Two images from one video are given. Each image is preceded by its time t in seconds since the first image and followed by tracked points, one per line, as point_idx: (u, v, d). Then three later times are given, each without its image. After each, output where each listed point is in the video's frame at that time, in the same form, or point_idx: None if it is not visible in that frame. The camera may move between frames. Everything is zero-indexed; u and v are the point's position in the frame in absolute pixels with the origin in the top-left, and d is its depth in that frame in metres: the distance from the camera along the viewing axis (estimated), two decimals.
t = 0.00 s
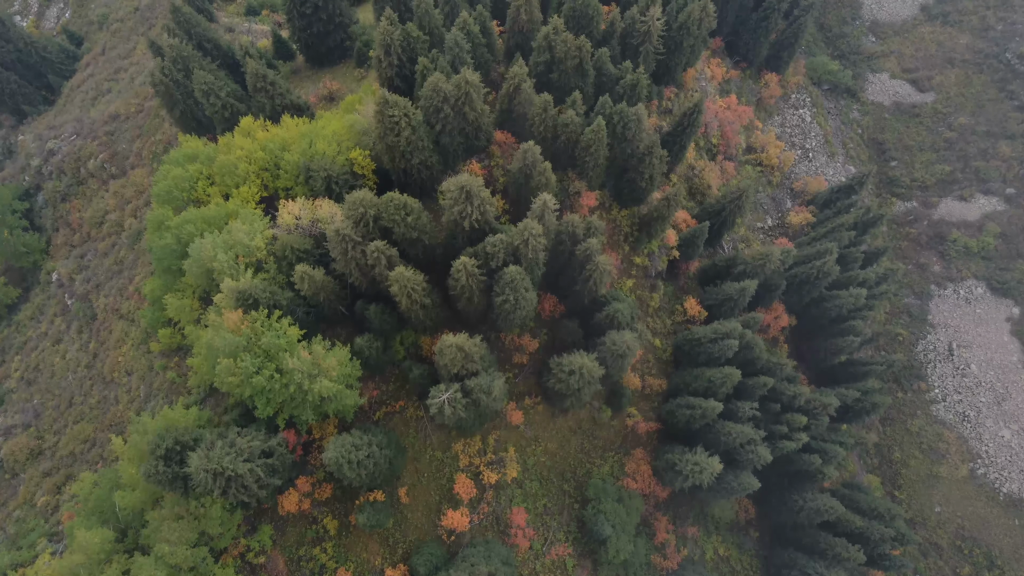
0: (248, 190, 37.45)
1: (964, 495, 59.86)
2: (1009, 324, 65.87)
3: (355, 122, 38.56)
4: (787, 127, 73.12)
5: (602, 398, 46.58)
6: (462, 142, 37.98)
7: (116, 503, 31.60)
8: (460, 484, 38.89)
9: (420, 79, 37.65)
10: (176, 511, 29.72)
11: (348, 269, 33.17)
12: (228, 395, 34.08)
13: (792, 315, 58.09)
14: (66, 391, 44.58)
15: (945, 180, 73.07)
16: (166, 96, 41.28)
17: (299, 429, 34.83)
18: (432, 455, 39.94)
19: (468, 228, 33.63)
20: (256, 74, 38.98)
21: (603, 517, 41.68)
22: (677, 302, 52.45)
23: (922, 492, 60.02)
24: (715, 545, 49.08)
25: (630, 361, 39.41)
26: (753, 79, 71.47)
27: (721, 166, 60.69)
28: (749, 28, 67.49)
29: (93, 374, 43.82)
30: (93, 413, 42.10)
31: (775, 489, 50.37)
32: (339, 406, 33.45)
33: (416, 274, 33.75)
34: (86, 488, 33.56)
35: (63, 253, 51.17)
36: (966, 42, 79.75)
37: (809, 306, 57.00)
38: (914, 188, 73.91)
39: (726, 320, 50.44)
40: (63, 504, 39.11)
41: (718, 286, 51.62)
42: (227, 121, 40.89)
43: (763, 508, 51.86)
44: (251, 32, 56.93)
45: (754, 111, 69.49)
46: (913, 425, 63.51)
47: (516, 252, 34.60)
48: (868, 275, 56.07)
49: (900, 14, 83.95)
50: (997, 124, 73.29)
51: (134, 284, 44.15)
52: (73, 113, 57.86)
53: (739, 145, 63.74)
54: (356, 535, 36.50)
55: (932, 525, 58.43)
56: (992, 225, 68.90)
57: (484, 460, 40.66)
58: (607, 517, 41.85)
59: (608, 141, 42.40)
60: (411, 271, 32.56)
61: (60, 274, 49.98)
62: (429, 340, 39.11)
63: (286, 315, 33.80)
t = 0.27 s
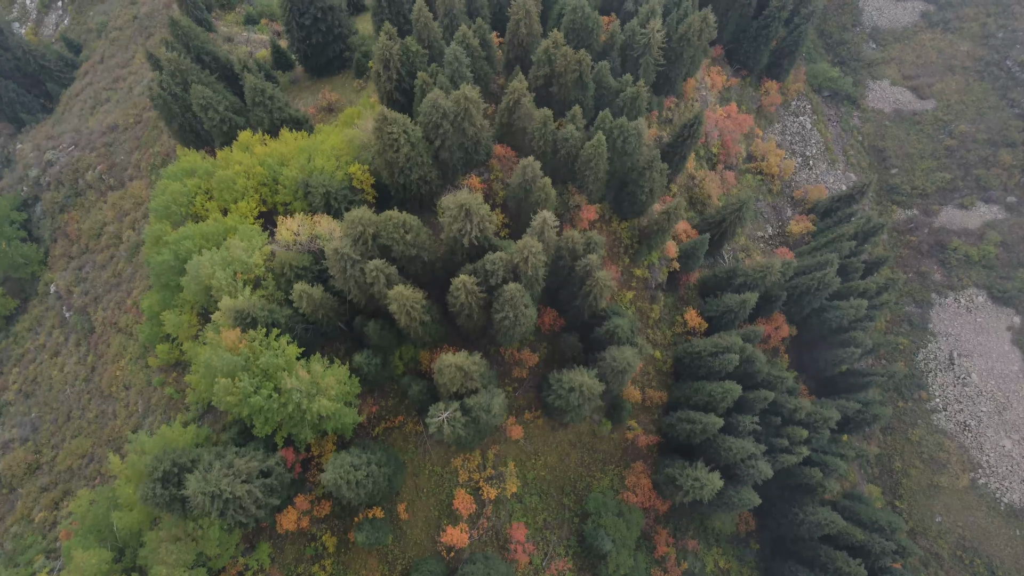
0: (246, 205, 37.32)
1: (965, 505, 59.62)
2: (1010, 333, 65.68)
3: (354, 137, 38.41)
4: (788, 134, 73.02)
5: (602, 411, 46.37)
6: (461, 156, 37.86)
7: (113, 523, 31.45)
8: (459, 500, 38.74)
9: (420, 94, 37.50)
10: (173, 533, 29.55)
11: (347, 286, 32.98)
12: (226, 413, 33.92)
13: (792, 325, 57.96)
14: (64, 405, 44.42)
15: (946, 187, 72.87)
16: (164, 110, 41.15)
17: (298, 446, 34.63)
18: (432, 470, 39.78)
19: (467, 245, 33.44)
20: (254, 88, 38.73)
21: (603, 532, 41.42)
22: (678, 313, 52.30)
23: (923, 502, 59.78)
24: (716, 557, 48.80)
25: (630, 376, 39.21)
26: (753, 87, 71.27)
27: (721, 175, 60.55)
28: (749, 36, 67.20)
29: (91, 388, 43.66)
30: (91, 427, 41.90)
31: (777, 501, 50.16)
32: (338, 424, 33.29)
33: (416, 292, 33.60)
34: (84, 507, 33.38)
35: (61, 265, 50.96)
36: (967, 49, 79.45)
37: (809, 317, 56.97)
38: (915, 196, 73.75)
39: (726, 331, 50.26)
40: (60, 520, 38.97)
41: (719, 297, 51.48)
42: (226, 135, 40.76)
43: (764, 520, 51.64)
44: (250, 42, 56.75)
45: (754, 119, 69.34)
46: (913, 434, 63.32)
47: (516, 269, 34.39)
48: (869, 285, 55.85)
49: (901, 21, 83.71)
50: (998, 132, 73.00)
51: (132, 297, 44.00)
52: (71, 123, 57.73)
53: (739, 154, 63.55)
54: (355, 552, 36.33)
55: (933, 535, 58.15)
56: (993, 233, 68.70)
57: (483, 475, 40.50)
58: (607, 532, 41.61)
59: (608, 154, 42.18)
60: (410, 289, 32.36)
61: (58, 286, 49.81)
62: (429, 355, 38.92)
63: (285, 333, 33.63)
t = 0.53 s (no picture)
0: (245, 221, 37.16)
1: (966, 515, 59.38)
2: (1012, 342, 65.47)
3: (353, 151, 38.22)
4: (789, 142, 72.83)
5: (602, 424, 46.11)
6: (460, 172, 37.68)
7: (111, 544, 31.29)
8: (459, 516, 38.56)
9: (419, 108, 37.28)
10: (171, 555, 29.37)
11: (346, 305, 32.77)
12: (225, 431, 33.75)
13: (793, 335, 57.80)
14: (62, 419, 44.24)
15: (947, 196, 72.67)
16: (162, 123, 41.00)
17: (297, 464, 34.43)
18: (431, 486, 39.58)
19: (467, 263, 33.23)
20: (253, 103, 38.50)
21: (603, 547, 41.11)
22: (678, 324, 52.12)
23: (924, 512, 59.52)
24: (717, 570, 48.25)
25: (631, 392, 38.98)
26: (754, 95, 71.05)
27: (722, 185, 60.37)
28: (750, 44, 66.89)
29: (89, 403, 43.47)
30: (89, 442, 41.72)
31: (777, 513, 49.81)
32: (337, 442, 33.08)
33: (415, 310, 33.40)
34: (81, 526, 33.23)
35: (59, 277, 50.79)
36: (968, 56, 79.13)
37: (810, 328, 56.84)
38: (916, 204, 73.59)
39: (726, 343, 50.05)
40: (59, 536, 38.82)
41: (720, 309, 51.36)
42: (225, 149, 40.60)
43: (764, 532, 51.38)
44: (249, 52, 56.54)
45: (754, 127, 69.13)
46: (914, 443, 63.11)
47: (516, 286, 34.16)
48: (870, 296, 55.60)
49: (902, 27, 83.27)
50: (999, 140, 72.71)
51: (130, 311, 43.82)
52: (70, 133, 57.56)
53: (740, 163, 63.35)
54: (354, 569, 36.14)
55: (934, 546, 57.83)
56: (994, 242, 68.49)
57: (483, 490, 40.32)
58: (607, 547, 41.28)
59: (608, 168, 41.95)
60: (409, 308, 32.14)
61: (56, 298, 49.63)
62: (428, 370, 38.70)
63: (283, 351, 33.44)
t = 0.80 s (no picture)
0: (243, 235, 37.05)
1: (966, 525, 58.99)
2: (1013, 350, 65.26)
3: (352, 164, 38.07)
4: (789, 148, 72.70)
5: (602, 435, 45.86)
6: (460, 185, 37.52)
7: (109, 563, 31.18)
8: (459, 529, 38.45)
9: (418, 122, 37.13)
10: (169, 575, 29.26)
11: (345, 321, 32.60)
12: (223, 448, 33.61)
13: (794, 344, 57.70)
14: (61, 431, 44.10)
15: (947, 203, 72.50)
16: (160, 135, 40.88)
17: (296, 480, 34.25)
18: (431, 499, 39.44)
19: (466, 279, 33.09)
20: (251, 116, 38.35)
21: (604, 560, 40.74)
22: (678, 334, 52.00)
23: (924, 521, 59.19)
24: None
25: (631, 406, 38.83)
26: (754, 102, 70.89)
27: (722, 193, 60.26)
28: (750, 51, 66.68)
29: (88, 415, 43.31)
30: (87, 455, 41.56)
31: (776, 523, 49.27)
32: (336, 459, 32.93)
33: (414, 325, 33.25)
34: (80, 542, 33.09)
35: (58, 287, 50.65)
36: (968, 62, 78.97)
37: (810, 337, 56.71)
38: (916, 211, 73.45)
39: (726, 354, 49.94)
40: (57, 551, 38.71)
41: (720, 319, 51.23)
42: (223, 162, 40.49)
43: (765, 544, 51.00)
44: (249, 60, 56.36)
45: (755, 135, 69.00)
46: (915, 452, 62.85)
47: (515, 301, 34.00)
48: (871, 305, 55.42)
49: (902, 34, 83.09)
50: (999, 147, 72.51)
51: (129, 323, 43.67)
52: (69, 142, 57.42)
53: (740, 171, 63.22)
54: None
55: (935, 555, 57.46)
56: (995, 249, 68.34)
57: (483, 504, 40.17)
58: (607, 560, 40.87)
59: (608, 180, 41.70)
60: (409, 324, 32.00)
61: (55, 309, 49.46)
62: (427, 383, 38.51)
63: (282, 367, 33.32)
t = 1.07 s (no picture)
0: (242, 251, 36.83)
1: (968, 535, 58.58)
2: (1014, 360, 65.02)
3: (350, 180, 37.86)
4: (789, 156, 72.51)
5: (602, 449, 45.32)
6: (459, 201, 37.31)
7: None
8: (459, 546, 38.26)
9: (417, 137, 36.90)
10: None
11: (344, 340, 32.40)
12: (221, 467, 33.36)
13: (794, 354, 57.55)
14: (58, 445, 43.92)
15: (948, 211, 72.32)
16: (159, 150, 40.70)
17: (294, 499, 33.91)
18: (430, 515, 39.22)
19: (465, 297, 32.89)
20: (250, 131, 38.16)
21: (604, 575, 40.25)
22: (679, 345, 51.81)
23: (925, 531, 58.75)
24: None
25: (631, 423, 38.61)
26: (754, 110, 70.66)
27: (722, 203, 60.09)
28: (751, 60, 66.45)
29: (85, 430, 43.13)
30: (85, 470, 41.37)
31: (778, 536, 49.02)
32: (334, 478, 32.70)
33: (413, 344, 33.04)
34: (77, 562, 32.91)
35: (56, 298, 50.48)
36: (970, 70, 78.73)
37: (811, 348, 56.54)
38: (917, 219, 73.28)
39: (726, 366, 49.81)
40: (54, 567, 38.55)
41: (721, 330, 51.08)
42: (222, 176, 40.31)
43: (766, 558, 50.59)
44: (248, 71, 56.18)
45: (755, 143, 68.80)
46: (915, 461, 62.52)
47: (515, 320, 33.81)
48: (872, 316, 55.23)
49: (903, 40, 82.87)
50: (1000, 155, 72.31)
51: (126, 337, 43.49)
52: (67, 152, 57.30)
53: (741, 180, 63.03)
54: None
55: (935, 566, 57.12)
56: (996, 258, 68.12)
57: (482, 520, 39.94)
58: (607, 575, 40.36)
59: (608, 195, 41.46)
60: (408, 343, 31.82)
61: (53, 321, 49.31)
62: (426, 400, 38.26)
63: (280, 386, 33.11)
